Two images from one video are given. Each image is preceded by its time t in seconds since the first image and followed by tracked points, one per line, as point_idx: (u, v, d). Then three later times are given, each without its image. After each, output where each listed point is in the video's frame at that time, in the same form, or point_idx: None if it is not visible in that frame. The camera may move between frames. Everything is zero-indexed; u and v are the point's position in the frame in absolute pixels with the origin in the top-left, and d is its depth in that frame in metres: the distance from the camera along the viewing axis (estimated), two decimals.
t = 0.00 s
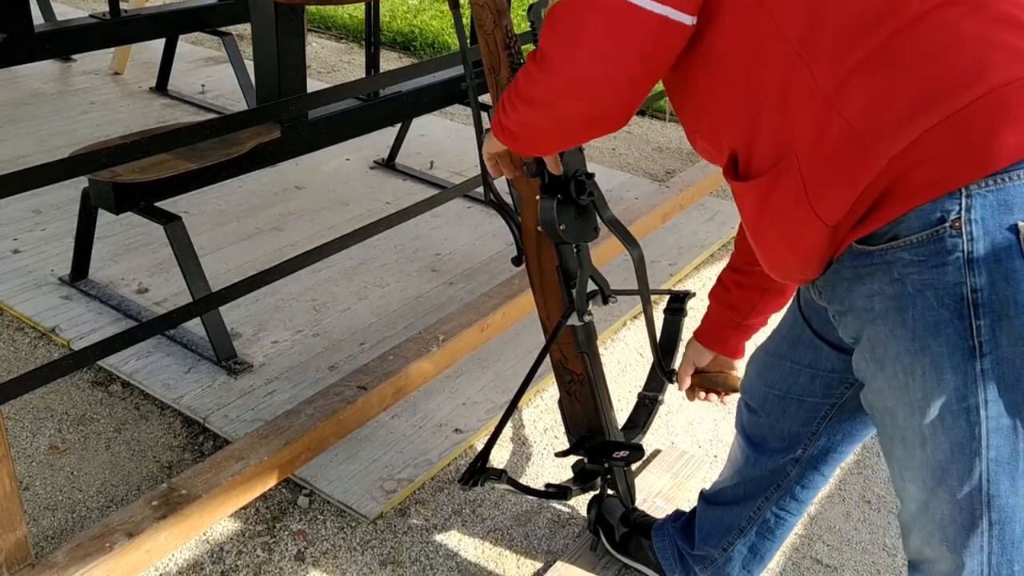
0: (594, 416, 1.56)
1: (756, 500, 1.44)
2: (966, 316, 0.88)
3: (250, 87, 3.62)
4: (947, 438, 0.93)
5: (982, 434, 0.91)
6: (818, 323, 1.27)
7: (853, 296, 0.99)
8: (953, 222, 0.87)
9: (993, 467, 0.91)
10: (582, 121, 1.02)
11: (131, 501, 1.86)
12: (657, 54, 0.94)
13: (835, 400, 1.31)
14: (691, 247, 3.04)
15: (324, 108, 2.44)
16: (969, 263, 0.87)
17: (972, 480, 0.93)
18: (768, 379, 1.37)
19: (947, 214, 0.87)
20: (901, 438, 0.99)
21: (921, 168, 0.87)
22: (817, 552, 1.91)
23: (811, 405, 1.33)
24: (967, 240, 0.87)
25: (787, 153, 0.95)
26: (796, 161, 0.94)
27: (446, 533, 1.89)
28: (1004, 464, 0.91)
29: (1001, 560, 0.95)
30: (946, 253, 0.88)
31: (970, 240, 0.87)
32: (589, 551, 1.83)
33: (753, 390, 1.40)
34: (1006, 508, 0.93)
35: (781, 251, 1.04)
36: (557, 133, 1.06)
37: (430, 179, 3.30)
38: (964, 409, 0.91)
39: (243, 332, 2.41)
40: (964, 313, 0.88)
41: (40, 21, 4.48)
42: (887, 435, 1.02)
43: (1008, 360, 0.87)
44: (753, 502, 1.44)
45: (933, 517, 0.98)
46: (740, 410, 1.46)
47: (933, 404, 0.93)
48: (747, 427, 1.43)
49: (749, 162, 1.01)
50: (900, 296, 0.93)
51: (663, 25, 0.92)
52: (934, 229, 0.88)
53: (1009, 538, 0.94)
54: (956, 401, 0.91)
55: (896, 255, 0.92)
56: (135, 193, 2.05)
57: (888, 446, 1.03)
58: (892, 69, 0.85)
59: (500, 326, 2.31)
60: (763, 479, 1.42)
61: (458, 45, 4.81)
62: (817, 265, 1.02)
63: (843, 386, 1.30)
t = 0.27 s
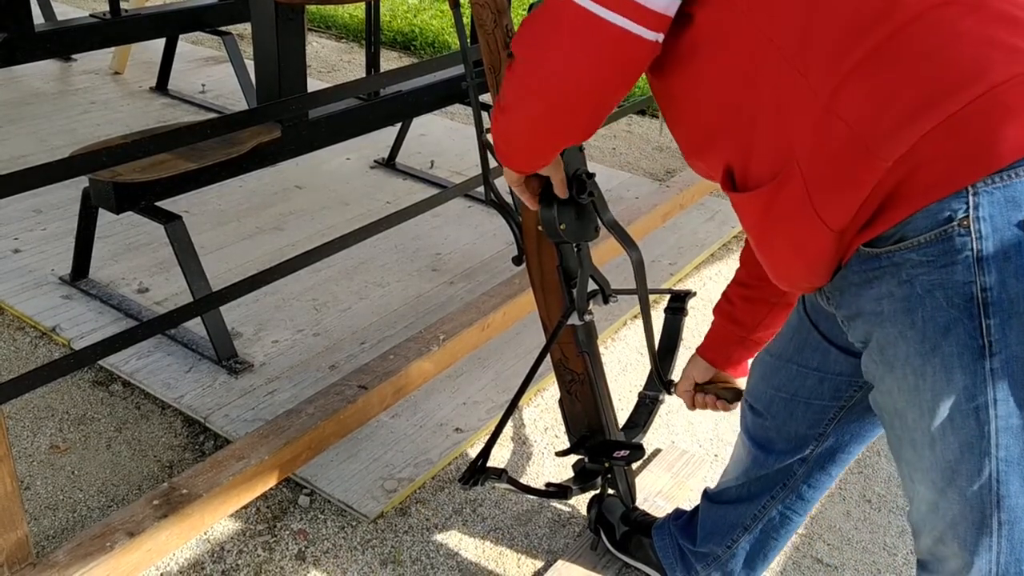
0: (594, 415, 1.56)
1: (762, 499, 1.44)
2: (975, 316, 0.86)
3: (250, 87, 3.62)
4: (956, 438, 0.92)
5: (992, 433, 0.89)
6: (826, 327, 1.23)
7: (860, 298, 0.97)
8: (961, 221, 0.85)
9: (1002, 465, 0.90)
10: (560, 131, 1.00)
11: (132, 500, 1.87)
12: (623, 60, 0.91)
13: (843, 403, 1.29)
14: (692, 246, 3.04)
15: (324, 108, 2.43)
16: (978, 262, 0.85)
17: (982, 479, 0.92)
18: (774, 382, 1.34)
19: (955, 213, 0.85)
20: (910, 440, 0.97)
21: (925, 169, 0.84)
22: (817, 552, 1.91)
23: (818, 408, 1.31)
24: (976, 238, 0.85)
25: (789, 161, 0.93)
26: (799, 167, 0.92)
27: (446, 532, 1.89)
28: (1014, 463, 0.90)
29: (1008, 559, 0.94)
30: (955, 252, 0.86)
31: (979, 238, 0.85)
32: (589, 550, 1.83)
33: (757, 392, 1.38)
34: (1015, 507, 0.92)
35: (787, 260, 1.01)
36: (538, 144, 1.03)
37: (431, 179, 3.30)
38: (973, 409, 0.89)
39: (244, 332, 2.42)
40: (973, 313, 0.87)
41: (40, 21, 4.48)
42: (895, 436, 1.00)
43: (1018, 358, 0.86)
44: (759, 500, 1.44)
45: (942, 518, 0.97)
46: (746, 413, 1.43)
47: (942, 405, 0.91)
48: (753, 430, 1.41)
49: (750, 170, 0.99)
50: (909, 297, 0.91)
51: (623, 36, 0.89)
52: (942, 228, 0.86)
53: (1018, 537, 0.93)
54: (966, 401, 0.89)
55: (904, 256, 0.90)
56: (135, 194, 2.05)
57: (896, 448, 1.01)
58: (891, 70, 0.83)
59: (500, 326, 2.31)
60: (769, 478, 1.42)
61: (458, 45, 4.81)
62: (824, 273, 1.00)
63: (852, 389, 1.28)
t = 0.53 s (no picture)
0: (595, 415, 1.55)
1: (767, 498, 1.44)
2: (974, 310, 0.86)
3: (251, 87, 3.62)
4: (955, 433, 0.92)
5: (991, 427, 0.90)
6: (832, 326, 1.24)
7: (860, 295, 0.97)
8: (959, 215, 0.85)
9: (1001, 460, 0.91)
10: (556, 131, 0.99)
11: (133, 499, 1.87)
12: (618, 60, 0.91)
13: (851, 402, 1.30)
14: (692, 246, 3.04)
15: (324, 107, 2.44)
16: (977, 256, 0.85)
17: (981, 474, 0.92)
18: (782, 381, 1.35)
19: (953, 208, 0.85)
20: (910, 435, 0.98)
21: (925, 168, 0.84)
22: (818, 551, 1.91)
23: (826, 407, 1.32)
24: (974, 232, 0.85)
25: (788, 162, 0.93)
26: (798, 168, 0.92)
27: (448, 531, 1.89)
28: (1014, 458, 0.90)
29: (1008, 553, 0.95)
30: (954, 246, 0.86)
31: (978, 233, 0.85)
32: (589, 549, 1.84)
33: (767, 391, 1.39)
34: (1015, 502, 0.92)
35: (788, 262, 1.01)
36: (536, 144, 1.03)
37: (431, 178, 3.30)
38: (972, 403, 0.89)
39: (244, 332, 2.42)
40: (972, 307, 0.86)
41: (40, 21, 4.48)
42: (897, 431, 1.01)
43: (1017, 353, 0.86)
44: (764, 499, 1.44)
45: (943, 512, 0.98)
46: (753, 411, 1.44)
47: (941, 399, 0.92)
48: (760, 429, 1.42)
49: (749, 173, 0.99)
50: (909, 294, 0.91)
51: (619, 36, 0.89)
52: (941, 223, 0.86)
53: (1018, 532, 0.94)
54: (965, 395, 0.90)
55: (904, 253, 0.90)
56: (136, 193, 2.06)
57: (897, 443, 1.02)
58: (889, 69, 0.83)
59: (501, 325, 2.31)
60: (774, 477, 1.42)
61: (459, 45, 4.81)
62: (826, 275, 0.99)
63: (860, 388, 1.28)
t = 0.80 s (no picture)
0: (595, 414, 1.56)
1: (768, 497, 1.44)
2: (983, 308, 0.86)
3: (251, 86, 3.62)
4: (963, 431, 0.92)
5: (998, 425, 0.89)
6: (834, 324, 1.24)
7: (868, 293, 0.97)
8: (969, 214, 0.85)
9: (1009, 458, 0.90)
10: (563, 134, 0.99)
11: (133, 498, 1.87)
12: (625, 59, 0.91)
13: (855, 402, 1.30)
14: (692, 245, 3.04)
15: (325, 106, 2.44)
16: (987, 254, 0.85)
17: (988, 472, 0.92)
18: (784, 380, 1.35)
19: (963, 206, 0.85)
20: (917, 433, 0.97)
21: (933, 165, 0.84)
22: (818, 550, 1.91)
23: (828, 406, 1.32)
24: (985, 230, 0.85)
25: (795, 162, 0.93)
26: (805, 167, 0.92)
27: (449, 530, 1.89)
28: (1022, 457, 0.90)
29: (1013, 550, 0.95)
30: (964, 243, 0.86)
31: (987, 231, 0.85)
32: (590, 548, 1.84)
33: (767, 390, 1.39)
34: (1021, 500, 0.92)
35: (794, 261, 1.01)
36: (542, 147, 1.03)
37: (431, 177, 3.30)
38: (981, 402, 0.89)
39: (245, 331, 2.42)
40: (982, 305, 0.86)
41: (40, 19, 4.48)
42: (902, 430, 1.00)
43: None
44: (765, 498, 1.44)
45: (949, 509, 0.98)
46: (754, 410, 1.44)
47: (949, 397, 0.91)
48: (762, 428, 1.42)
49: (756, 174, 0.99)
50: (918, 292, 0.90)
51: (626, 35, 0.89)
52: (950, 222, 0.86)
53: None
54: (973, 394, 0.89)
55: (913, 252, 0.89)
56: (137, 192, 2.06)
57: (902, 441, 1.01)
58: (897, 67, 0.83)
59: (501, 324, 2.31)
60: (776, 475, 1.42)
61: (459, 44, 4.81)
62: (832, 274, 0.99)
63: (862, 386, 1.28)
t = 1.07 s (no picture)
0: (595, 413, 1.56)
1: (767, 500, 1.43)
2: (963, 309, 0.88)
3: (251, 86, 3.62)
4: (944, 430, 0.93)
5: (979, 426, 0.91)
6: (828, 321, 1.28)
7: (856, 290, 1.00)
8: (950, 216, 0.87)
9: (989, 458, 0.92)
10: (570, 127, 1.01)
11: (133, 497, 1.87)
12: (627, 52, 0.93)
13: (850, 403, 1.32)
14: (692, 245, 3.04)
15: (325, 106, 2.44)
16: (966, 257, 0.87)
17: (970, 472, 0.93)
18: (784, 381, 1.38)
19: (944, 209, 0.88)
20: (902, 432, 0.99)
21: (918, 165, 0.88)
22: (818, 550, 1.91)
23: (826, 407, 1.34)
24: (964, 233, 0.87)
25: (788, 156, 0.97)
26: (797, 161, 0.96)
27: (449, 529, 1.90)
28: (1004, 458, 0.91)
29: (999, 552, 0.96)
30: (945, 245, 0.88)
31: (967, 233, 0.87)
32: (590, 548, 1.84)
33: (767, 390, 1.41)
34: (1005, 500, 0.93)
35: (784, 247, 1.06)
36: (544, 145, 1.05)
37: (431, 177, 3.30)
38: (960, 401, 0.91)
39: (245, 330, 2.42)
40: (961, 306, 0.88)
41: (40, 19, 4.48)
42: (889, 428, 1.02)
43: (1007, 353, 0.87)
44: (765, 502, 1.44)
45: (935, 510, 0.99)
46: (756, 412, 1.46)
47: (931, 396, 0.93)
48: (761, 428, 1.44)
49: (752, 165, 1.03)
50: (900, 291, 0.93)
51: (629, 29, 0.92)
52: (932, 223, 0.88)
53: (1008, 531, 0.94)
54: (953, 393, 0.91)
55: (896, 250, 0.92)
56: (137, 192, 2.06)
57: (890, 440, 1.03)
58: (887, 69, 0.86)
59: (501, 324, 2.31)
60: (775, 479, 1.42)
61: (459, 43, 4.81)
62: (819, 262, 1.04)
63: (859, 387, 1.30)
